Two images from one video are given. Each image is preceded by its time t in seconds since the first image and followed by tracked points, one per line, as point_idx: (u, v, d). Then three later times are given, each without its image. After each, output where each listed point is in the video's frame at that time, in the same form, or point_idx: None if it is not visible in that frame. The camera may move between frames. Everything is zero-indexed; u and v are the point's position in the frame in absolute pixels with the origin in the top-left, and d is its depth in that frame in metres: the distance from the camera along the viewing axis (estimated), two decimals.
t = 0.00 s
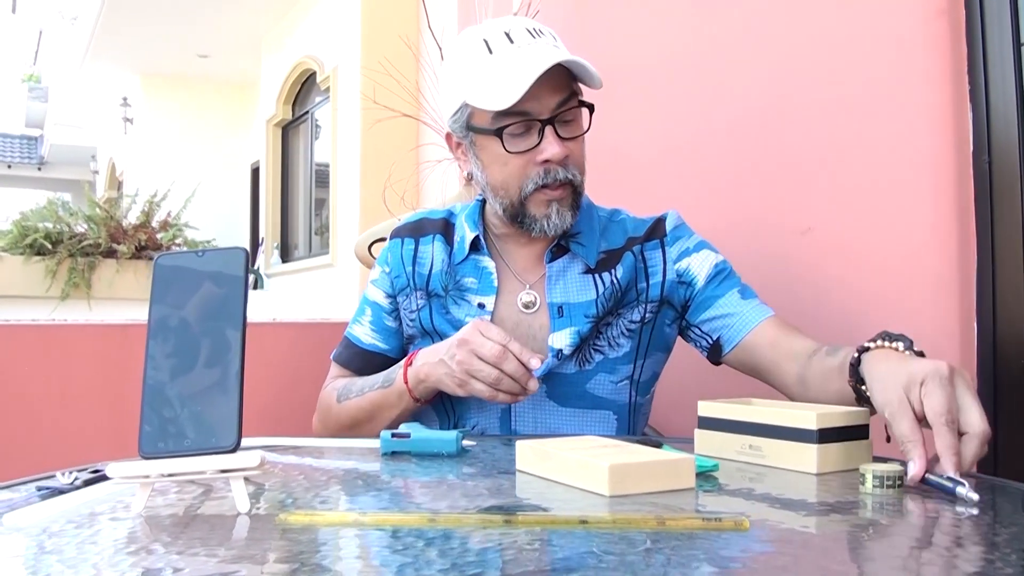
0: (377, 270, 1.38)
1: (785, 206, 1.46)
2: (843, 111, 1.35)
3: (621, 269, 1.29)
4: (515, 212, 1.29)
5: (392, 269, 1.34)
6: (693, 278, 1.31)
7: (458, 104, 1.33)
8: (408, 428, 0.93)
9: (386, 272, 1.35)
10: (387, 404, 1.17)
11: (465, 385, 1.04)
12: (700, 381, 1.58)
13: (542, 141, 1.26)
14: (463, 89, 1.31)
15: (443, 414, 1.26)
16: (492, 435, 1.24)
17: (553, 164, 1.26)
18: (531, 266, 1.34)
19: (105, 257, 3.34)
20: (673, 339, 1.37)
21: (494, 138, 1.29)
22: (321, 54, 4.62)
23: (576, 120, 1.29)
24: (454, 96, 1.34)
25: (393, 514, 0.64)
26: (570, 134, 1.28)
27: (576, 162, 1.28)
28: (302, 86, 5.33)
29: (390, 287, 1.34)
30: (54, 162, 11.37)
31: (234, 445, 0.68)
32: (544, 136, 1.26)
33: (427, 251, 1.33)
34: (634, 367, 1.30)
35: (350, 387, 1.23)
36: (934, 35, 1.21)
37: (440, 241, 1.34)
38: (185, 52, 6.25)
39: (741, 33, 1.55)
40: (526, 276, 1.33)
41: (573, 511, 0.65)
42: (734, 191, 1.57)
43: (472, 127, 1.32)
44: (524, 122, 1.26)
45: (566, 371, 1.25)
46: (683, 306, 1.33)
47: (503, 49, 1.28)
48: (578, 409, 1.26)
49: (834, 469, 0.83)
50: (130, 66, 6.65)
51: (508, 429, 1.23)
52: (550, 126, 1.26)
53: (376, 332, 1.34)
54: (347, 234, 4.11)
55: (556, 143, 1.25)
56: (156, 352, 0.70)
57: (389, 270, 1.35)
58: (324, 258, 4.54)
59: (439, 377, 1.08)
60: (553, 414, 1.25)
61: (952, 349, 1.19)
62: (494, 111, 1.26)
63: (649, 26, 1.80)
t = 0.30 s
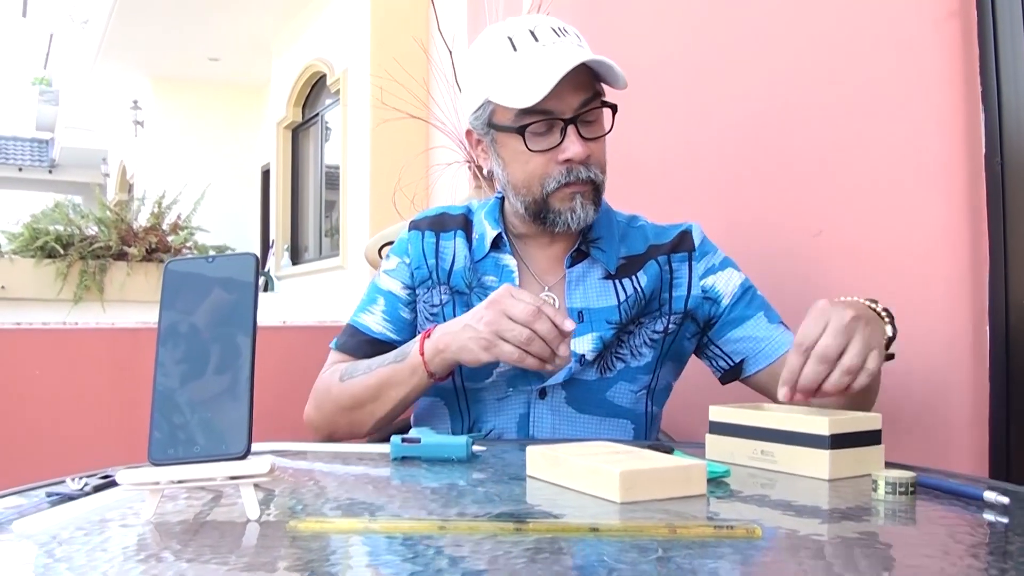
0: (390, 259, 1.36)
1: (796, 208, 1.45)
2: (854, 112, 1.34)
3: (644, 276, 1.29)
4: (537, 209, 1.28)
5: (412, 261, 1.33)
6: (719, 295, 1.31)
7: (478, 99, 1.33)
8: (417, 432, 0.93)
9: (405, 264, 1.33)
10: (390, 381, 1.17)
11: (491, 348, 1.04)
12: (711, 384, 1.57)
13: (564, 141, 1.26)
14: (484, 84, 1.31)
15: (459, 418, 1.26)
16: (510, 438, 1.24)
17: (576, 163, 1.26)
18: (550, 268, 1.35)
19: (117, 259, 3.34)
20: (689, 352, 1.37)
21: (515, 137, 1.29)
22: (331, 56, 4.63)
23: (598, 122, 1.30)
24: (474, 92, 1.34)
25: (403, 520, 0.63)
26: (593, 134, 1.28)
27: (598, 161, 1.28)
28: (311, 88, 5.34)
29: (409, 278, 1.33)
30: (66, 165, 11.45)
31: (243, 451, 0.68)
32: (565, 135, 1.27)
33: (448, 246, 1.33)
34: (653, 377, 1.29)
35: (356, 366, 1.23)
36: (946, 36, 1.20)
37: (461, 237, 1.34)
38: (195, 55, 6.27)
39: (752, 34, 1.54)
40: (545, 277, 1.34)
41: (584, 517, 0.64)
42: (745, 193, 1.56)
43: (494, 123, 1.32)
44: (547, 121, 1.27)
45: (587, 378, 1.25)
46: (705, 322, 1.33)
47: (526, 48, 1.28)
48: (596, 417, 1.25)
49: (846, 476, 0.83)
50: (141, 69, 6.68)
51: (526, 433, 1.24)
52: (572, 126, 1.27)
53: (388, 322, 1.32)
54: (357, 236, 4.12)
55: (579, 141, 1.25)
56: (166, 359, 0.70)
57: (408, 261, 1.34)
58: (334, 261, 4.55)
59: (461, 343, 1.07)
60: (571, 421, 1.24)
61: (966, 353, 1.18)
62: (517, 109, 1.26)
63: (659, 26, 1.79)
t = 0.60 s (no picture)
0: (401, 280, 1.36)
1: (804, 213, 1.45)
2: (862, 117, 1.34)
3: (653, 278, 1.29)
4: (546, 220, 1.28)
5: (422, 278, 1.34)
6: (726, 287, 1.30)
7: (496, 107, 1.32)
8: (426, 441, 0.93)
9: (415, 282, 1.34)
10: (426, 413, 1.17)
11: (523, 382, 1.06)
12: (719, 390, 1.57)
13: (578, 154, 1.26)
14: (503, 93, 1.30)
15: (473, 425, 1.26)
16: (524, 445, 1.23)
17: (588, 178, 1.26)
18: (560, 276, 1.33)
19: (123, 264, 3.35)
20: (702, 346, 1.36)
21: (530, 146, 1.28)
22: (337, 62, 4.64)
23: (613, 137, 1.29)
24: (493, 99, 1.33)
25: (411, 531, 0.63)
26: (608, 149, 1.27)
27: (610, 177, 1.27)
28: (317, 93, 5.35)
29: (420, 296, 1.34)
30: (73, 170, 11.50)
31: (253, 461, 0.68)
32: (580, 149, 1.26)
33: (456, 259, 1.33)
34: (668, 376, 1.30)
35: (385, 399, 1.22)
36: (953, 41, 1.19)
37: (469, 249, 1.34)
38: (201, 60, 6.29)
39: (759, 39, 1.54)
40: (556, 285, 1.33)
41: (594, 528, 0.64)
42: (752, 198, 1.56)
43: (509, 132, 1.31)
44: (562, 133, 1.26)
45: (603, 380, 1.25)
46: (717, 316, 1.33)
47: (548, 59, 1.27)
48: (614, 419, 1.25)
49: (857, 483, 0.82)
50: (147, 74, 6.71)
51: (541, 439, 1.23)
52: (588, 140, 1.26)
53: (405, 343, 1.33)
54: (363, 241, 4.13)
55: (594, 157, 1.25)
56: (174, 368, 0.70)
57: (418, 279, 1.34)
58: (339, 265, 4.55)
59: (492, 378, 1.09)
60: (587, 424, 1.24)
61: (975, 359, 1.17)
62: (535, 121, 1.26)
63: (665, 32, 1.79)
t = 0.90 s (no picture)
0: (404, 290, 1.38)
1: (812, 222, 1.45)
2: (871, 125, 1.34)
3: (653, 284, 1.28)
4: (541, 228, 1.29)
5: (421, 288, 1.34)
6: (729, 289, 1.30)
7: (487, 119, 1.33)
8: (435, 449, 0.93)
9: (416, 292, 1.35)
10: (428, 430, 1.17)
11: (513, 408, 1.05)
12: (728, 399, 1.57)
13: (568, 161, 1.26)
14: (491, 105, 1.31)
15: (476, 433, 1.26)
16: (524, 450, 1.23)
17: (579, 183, 1.25)
18: (559, 283, 1.33)
19: (131, 270, 3.36)
20: (706, 353, 1.35)
21: (520, 156, 1.29)
22: (344, 68, 4.65)
23: (604, 143, 1.29)
24: (483, 111, 1.34)
25: (423, 541, 0.63)
26: (597, 155, 1.27)
27: (602, 182, 1.27)
28: (325, 99, 5.37)
29: (420, 305, 1.34)
30: (81, 176, 11.54)
31: (265, 470, 0.68)
32: (569, 155, 1.26)
33: (455, 268, 1.34)
34: (668, 378, 1.29)
35: (390, 413, 1.22)
36: (961, 52, 1.19)
37: (468, 258, 1.34)
38: (208, 67, 6.31)
39: (767, 47, 1.54)
40: (555, 291, 1.32)
41: (606, 538, 0.64)
42: (761, 207, 1.56)
43: (500, 143, 1.32)
44: (551, 141, 1.26)
45: (602, 382, 1.25)
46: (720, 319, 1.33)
47: (533, 69, 1.27)
48: (613, 422, 1.25)
49: (867, 492, 0.82)
50: (155, 80, 6.74)
51: (540, 444, 1.23)
52: (576, 146, 1.26)
53: (408, 353, 1.34)
54: (371, 248, 4.13)
55: (583, 163, 1.25)
56: (188, 377, 0.70)
57: (419, 288, 1.35)
58: (346, 271, 4.55)
59: (487, 400, 1.09)
60: (587, 427, 1.24)
61: (985, 368, 1.17)
62: (520, 130, 1.26)
63: (673, 40, 1.79)
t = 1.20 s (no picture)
0: (409, 293, 1.38)
1: (820, 226, 1.45)
2: (880, 129, 1.34)
3: (656, 281, 1.28)
4: (541, 227, 1.29)
5: (425, 289, 1.34)
6: (734, 286, 1.29)
7: (484, 122, 1.34)
8: (443, 449, 0.93)
9: (419, 294, 1.35)
10: (434, 432, 1.17)
11: (518, 407, 1.05)
12: (737, 402, 1.56)
13: (565, 159, 1.26)
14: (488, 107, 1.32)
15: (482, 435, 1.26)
16: (530, 450, 1.23)
17: (576, 180, 1.26)
18: (563, 281, 1.34)
19: (138, 271, 3.38)
20: (712, 350, 1.36)
21: (517, 156, 1.29)
22: (353, 71, 4.67)
23: (601, 140, 1.29)
24: (480, 114, 1.35)
25: (431, 539, 0.63)
26: (594, 152, 1.27)
27: (600, 178, 1.27)
28: (333, 102, 5.39)
29: (424, 307, 1.35)
30: (90, 178, 11.59)
31: (275, 468, 0.68)
32: (566, 153, 1.26)
33: (458, 269, 1.34)
34: (672, 375, 1.29)
35: (396, 416, 1.23)
36: (971, 56, 1.19)
37: (471, 259, 1.34)
38: (217, 70, 6.34)
39: (776, 51, 1.54)
40: (558, 291, 1.33)
41: (615, 538, 0.64)
42: (769, 210, 1.55)
43: (498, 145, 1.32)
44: (547, 139, 1.27)
45: (606, 380, 1.25)
46: (726, 315, 1.33)
47: (527, 70, 1.28)
48: (617, 420, 1.25)
49: (876, 493, 0.82)
50: (164, 83, 6.77)
51: (546, 443, 1.23)
52: (573, 144, 1.26)
53: (415, 355, 1.34)
54: (378, 250, 4.14)
55: (580, 160, 1.25)
56: (198, 375, 0.70)
57: (423, 291, 1.35)
58: (353, 274, 4.56)
59: (491, 400, 1.09)
60: (592, 424, 1.24)
61: (994, 372, 1.16)
62: (516, 130, 1.27)
63: (682, 43, 1.79)
